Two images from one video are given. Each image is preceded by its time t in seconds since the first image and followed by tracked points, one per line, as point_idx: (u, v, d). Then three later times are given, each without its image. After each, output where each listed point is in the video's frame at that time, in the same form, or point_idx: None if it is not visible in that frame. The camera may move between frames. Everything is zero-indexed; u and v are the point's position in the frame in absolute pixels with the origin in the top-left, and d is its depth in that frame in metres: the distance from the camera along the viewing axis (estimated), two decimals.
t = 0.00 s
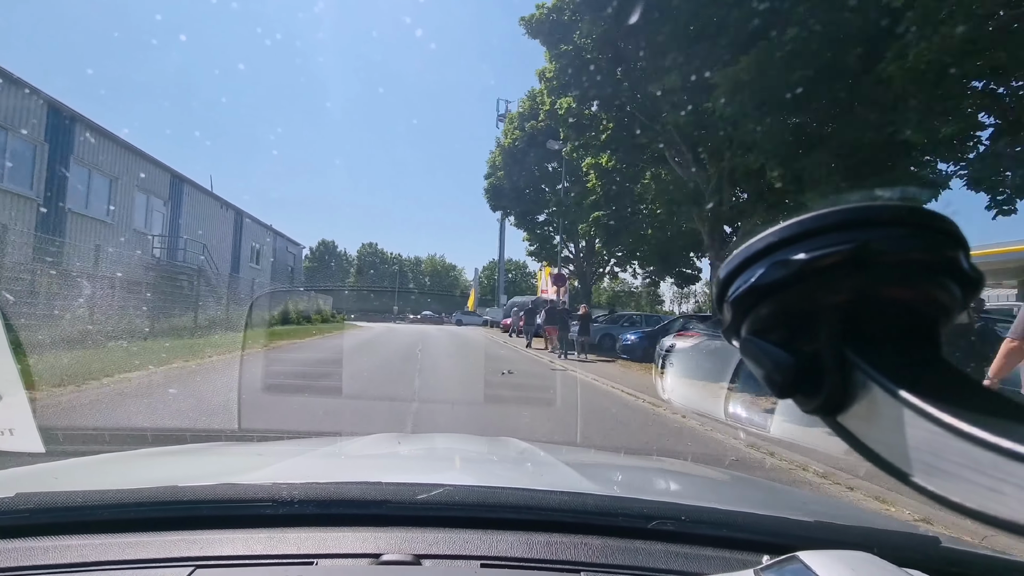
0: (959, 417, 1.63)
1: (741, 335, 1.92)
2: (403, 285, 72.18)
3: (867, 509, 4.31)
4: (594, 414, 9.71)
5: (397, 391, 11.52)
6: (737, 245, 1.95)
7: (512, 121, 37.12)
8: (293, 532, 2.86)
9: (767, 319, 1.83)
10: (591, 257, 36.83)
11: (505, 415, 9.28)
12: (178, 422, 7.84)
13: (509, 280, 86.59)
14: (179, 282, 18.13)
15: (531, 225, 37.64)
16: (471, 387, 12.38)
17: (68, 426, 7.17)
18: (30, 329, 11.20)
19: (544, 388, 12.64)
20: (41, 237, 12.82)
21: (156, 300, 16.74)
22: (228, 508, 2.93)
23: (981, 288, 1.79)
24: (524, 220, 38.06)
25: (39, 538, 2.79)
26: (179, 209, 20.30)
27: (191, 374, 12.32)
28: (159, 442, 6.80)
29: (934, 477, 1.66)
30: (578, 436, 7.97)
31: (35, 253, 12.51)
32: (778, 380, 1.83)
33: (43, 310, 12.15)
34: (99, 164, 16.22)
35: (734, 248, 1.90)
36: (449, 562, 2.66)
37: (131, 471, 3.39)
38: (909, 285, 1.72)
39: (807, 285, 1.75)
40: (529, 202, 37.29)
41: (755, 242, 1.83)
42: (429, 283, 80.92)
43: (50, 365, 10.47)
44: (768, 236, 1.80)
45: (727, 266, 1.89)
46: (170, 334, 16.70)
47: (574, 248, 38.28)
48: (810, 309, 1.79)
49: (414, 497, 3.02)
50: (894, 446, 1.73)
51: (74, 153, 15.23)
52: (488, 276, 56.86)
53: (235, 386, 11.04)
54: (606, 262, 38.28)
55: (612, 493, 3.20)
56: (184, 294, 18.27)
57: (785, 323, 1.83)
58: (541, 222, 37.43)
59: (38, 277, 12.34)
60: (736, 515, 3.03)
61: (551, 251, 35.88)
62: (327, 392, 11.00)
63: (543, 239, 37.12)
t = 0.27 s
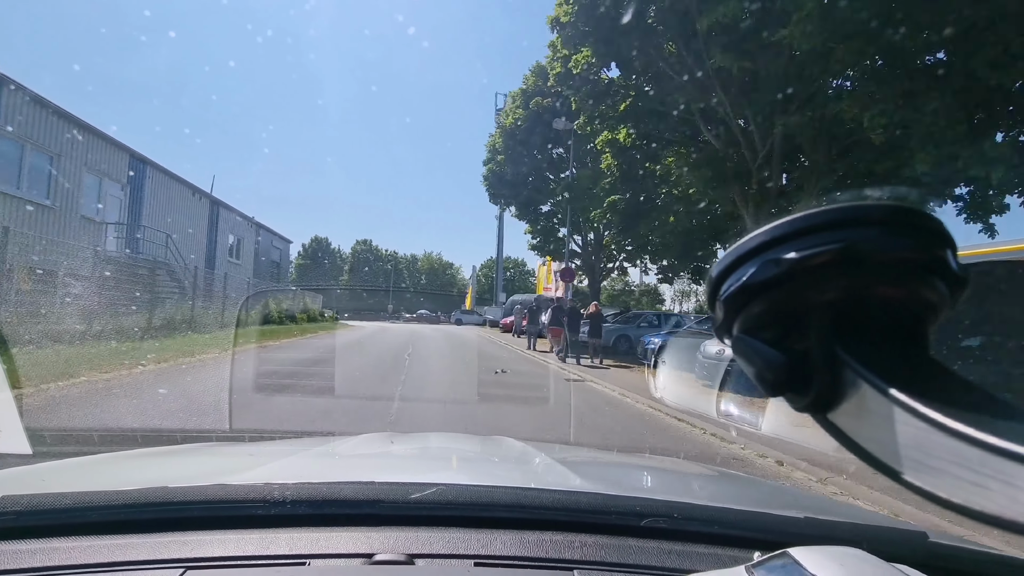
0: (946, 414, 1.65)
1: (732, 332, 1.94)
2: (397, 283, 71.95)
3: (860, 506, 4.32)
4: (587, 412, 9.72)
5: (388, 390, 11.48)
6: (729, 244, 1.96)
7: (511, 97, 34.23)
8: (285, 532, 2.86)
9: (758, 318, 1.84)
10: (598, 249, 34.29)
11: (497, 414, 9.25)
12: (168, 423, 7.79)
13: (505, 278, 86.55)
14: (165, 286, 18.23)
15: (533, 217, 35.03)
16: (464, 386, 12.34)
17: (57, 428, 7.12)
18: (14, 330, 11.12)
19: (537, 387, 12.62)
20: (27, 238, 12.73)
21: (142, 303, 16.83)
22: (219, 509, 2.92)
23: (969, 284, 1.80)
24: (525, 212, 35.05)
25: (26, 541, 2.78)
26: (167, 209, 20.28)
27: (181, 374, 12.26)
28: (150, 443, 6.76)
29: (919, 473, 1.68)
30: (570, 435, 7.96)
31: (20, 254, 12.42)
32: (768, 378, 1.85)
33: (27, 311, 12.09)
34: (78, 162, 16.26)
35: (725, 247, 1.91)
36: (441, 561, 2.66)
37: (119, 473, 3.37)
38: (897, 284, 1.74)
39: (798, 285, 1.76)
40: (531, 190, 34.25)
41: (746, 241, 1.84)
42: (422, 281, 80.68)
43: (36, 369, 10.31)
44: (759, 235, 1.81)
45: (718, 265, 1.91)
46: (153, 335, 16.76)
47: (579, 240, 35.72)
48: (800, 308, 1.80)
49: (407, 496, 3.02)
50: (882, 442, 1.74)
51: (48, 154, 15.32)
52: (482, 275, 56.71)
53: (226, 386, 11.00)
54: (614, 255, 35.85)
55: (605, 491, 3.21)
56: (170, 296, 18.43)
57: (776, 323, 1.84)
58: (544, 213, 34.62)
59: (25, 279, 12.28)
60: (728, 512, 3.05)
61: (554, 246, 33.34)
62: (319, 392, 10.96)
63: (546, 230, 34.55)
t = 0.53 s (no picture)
0: (936, 412, 1.66)
1: (727, 331, 1.94)
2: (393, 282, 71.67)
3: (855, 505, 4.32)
4: (582, 411, 9.70)
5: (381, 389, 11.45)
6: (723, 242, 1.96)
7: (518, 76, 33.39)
8: (278, 532, 2.86)
9: (752, 316, 1.85)
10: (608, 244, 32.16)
11: (491, 413, 9.23)
12: (160, 422, 7.75)
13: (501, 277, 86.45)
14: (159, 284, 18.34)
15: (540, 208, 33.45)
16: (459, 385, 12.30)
17: (48, 428, 7.08)
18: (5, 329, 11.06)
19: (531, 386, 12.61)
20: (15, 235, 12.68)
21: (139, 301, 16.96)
22: (213, 509, 2.92)
23: (962, 284, 1.81)
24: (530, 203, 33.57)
25: (15, 541, 2.76)
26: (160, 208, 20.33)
27: (174, 373, 12.21)
28: (142, 443, 6.72)
29: (911, 471, 1.69)
30: (565, 434, 7.94)
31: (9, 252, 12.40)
32: (761, 376, 1.86)
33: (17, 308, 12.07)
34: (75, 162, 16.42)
35: (720, 246, 1.92)
36: (436, 560, 2.66)
37: (109, 473, 3.35)
38: (890, 283, 1.75)
39: (791, 284, 1.77)
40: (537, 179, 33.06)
41: (740, 240, 1.85)
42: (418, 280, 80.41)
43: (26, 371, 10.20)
44: (753, 235, 1.82)
45: (713, 263, 1.91)
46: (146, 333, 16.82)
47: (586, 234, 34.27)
48: (793, 307, 1.81)
49: (402, 495, 3.02)
50: (875, 439, 1.75)
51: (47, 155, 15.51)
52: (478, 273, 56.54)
53: (220, 385, 10.95)
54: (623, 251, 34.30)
55: (600, 489, 3.21)
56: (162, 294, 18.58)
57: (769, 321, 1.85)
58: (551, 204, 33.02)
59: (14, 276, 12.25)
60: (722, 510, 3.05)
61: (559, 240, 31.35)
62: (313, 391, 10.92)
63: (551, 223, 33.09)
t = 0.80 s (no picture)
0: (928, 410, 1.67)
1: (721, 330, 1.95)
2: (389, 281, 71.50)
3: (850, 502, 4.33)
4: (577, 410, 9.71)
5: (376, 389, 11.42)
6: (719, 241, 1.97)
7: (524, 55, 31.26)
8: (273, 531, 2.86)
9: (746, 315, 1.86)
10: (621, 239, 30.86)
11: (486, 412, 9.22)
12: (152, 421, 7.75)
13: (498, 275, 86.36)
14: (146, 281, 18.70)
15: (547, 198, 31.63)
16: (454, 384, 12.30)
17: (40, 427, 7.07)
18: None
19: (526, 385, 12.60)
20: None
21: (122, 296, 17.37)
22: (207, 509, 2.92)
23: (953, 282, 1.82)
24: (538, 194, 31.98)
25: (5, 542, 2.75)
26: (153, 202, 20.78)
27: (168, 372, 12.17)
28: (135, 442, 6.71)
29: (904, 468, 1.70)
30: (560, 433, 7.95)
31: None
32: (755, 374, 1.86)
33: None
34: (67, 160, 16.79)
35: (715, 245, 1.92)
36: (433, 558, 2.67)
37: (102, 472, 3.34)
38: (882, 282, 1.75)
39: (785, 283, 1.78)
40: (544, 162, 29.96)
41: (735, 238, 1.85)
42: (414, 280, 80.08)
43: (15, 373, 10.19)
44: (747, 233, 1.82)
45: (707, 262, 1.92)
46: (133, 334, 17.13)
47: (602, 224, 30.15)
48: (788, 306, 1.82)
49: (397, 494, 3.02)
50: (867, 437, 1.77)
51: (39, 151, 15.89)
52: (475, 273, 56.45)
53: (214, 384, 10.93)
54: (643, 241, 30.77)
55: (595, 488, 3.22)
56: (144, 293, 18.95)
57: (764, 320, 1.85)
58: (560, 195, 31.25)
59: None
60: (716, 507, 3.07)
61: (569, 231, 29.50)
62: (308, 390, 10.92)
63: (563, 213, 29.87)
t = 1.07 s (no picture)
0: (923, 409, 1.67)
1: (717, 330, 1.96)
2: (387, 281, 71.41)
3: (848, 502, 4.32)
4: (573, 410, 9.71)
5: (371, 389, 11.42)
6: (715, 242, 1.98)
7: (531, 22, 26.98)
8: (269, 533, 2.85)
9: (742, 315, 1.86)
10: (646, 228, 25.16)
11: (481, 413, 9.22)
12: (146, 422, 7.73)
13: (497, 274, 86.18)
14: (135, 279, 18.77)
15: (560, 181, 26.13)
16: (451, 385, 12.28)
17: (34, 428, 7.06)
18: None
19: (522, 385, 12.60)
20: None
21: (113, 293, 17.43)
22: (202, 510, 2.91)
23: (948, 283, 1.83)
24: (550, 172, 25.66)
25: None
26: (131, 196, 21.00)
27: (162, 373, 12.16)
28: (131, 444, 6.70)
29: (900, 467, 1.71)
30: (557, 433, 7.94)
31: None
32: (751, 374, 1.87)
33: None
34: (42, 155, 16.98)
35: (711, 246, 1.93)
36: (429, 559, 2.67)
37: (96, 473, 3.33)
38: (877, 282, 1.76)
39: (780, 283, 1.78)
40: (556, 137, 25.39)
41: (731, 239, 1.86)
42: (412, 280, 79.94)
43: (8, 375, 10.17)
44: (743, 234, 1.83)
45: (705, 262, 1.92)
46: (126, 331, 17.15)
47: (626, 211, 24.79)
48: (784, 306, 1.82)
49: (393, 495, 3.02)
50: (862, 436, 1.77)
51: (15, 147, 16.09)
52: (473, 273, 56.35)
53: (209, 385, 10.92)
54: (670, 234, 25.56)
55: (592, 488, 3.22)
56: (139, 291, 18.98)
57: (760, 320, 1.86)
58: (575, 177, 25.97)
59: None
60: (713, 507, 3.07)
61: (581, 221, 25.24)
62: (304, 390, 10.92)
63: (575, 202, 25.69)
